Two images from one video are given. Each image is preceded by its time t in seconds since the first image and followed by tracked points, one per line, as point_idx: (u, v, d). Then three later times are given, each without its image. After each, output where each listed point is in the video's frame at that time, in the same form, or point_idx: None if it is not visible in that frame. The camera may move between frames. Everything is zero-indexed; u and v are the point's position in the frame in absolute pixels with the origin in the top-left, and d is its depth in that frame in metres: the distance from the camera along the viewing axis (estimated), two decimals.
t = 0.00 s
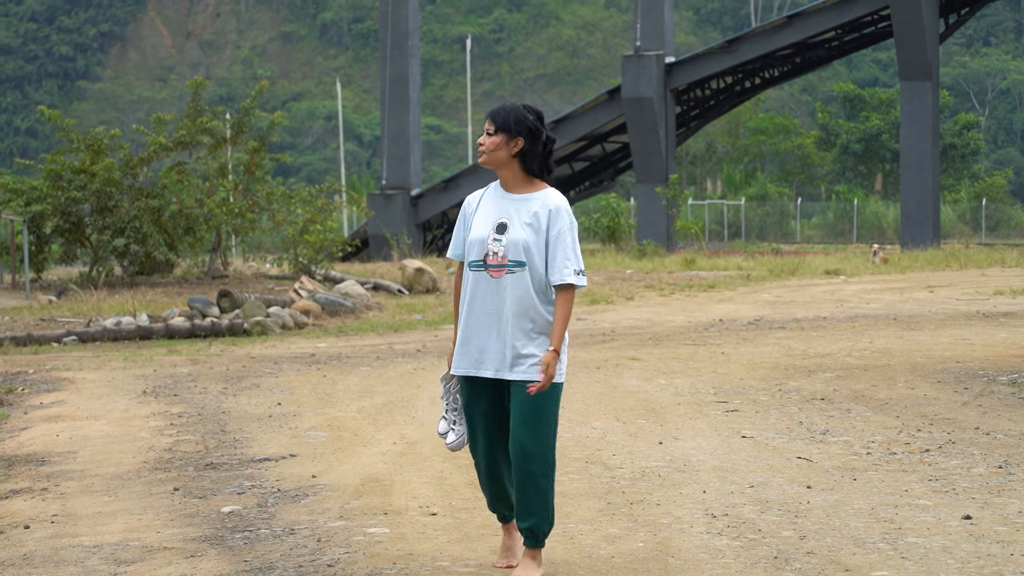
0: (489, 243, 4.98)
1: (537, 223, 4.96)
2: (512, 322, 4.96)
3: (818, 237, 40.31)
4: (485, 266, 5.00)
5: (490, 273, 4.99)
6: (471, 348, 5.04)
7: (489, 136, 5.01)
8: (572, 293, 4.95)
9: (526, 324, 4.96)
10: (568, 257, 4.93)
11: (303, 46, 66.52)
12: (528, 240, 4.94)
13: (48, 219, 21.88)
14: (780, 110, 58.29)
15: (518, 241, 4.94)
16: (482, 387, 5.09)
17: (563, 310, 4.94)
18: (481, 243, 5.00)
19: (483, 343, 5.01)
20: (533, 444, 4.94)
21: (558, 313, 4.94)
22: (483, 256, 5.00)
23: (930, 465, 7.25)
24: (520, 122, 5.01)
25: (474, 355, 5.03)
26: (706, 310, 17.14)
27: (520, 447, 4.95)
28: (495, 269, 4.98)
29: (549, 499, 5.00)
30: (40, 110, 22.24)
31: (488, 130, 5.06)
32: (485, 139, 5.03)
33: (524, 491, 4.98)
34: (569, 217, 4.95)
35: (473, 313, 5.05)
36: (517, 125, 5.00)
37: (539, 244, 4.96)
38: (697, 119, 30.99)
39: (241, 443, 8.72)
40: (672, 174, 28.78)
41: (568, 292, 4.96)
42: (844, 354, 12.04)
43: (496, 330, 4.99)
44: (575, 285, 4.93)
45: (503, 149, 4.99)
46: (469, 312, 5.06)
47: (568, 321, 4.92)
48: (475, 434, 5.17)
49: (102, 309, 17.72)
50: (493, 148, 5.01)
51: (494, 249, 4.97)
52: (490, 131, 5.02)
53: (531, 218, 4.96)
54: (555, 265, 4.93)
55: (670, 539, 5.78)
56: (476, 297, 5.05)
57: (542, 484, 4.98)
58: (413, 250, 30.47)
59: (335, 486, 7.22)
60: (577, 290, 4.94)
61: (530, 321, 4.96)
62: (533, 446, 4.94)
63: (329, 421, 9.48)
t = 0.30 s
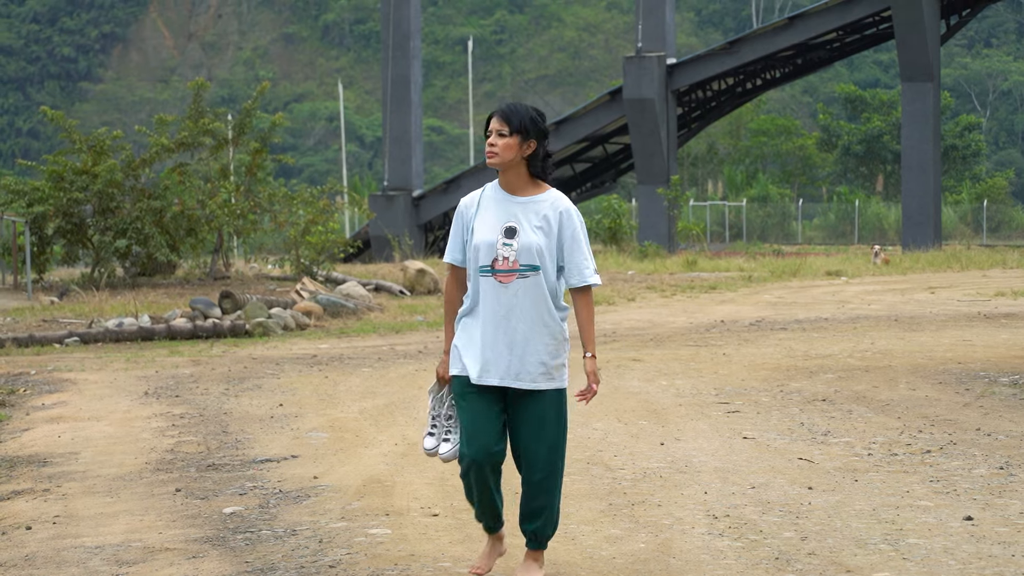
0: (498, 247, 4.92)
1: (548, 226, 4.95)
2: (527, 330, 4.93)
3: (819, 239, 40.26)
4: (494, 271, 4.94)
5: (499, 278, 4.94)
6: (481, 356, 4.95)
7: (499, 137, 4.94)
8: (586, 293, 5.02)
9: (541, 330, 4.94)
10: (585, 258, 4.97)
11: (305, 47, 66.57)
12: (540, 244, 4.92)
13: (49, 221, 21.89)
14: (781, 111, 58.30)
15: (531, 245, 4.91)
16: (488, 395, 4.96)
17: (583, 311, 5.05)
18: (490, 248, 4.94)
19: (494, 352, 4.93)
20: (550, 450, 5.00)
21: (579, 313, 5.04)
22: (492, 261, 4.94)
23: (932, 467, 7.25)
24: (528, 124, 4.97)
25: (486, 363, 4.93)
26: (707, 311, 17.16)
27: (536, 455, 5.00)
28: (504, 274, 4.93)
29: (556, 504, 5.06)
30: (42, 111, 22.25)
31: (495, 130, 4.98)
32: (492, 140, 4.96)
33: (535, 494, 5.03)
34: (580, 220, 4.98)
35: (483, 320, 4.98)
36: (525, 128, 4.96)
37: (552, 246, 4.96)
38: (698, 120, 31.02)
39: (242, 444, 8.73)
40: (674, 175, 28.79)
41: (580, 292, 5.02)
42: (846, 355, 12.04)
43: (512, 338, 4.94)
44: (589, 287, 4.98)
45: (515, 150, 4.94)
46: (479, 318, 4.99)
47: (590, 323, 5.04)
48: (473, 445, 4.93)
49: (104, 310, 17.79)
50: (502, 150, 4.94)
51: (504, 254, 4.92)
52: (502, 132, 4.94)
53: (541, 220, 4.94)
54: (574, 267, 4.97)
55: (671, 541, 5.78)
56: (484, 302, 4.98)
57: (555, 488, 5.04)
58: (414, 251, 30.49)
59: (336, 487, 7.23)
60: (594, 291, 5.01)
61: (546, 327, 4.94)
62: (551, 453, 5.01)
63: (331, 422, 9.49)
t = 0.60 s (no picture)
0: (490, 257, 4.70)
1: (538, 234, 4.77)
2: (524, 337, 4.73)
3: (820, 239, 40.25)
4: (486, 282, 4.71)
5: (491, 290, 4.71)
6: (478, 366, 4.70)
7: (493, 142, 4.74)
8: (570, 299, 4.90)
9: (537, 338, 4.75)
10: (573, 265, 4.83)
11: (306, 47, 66.59)
12: (532, 251, 4.73)
13: (51, 221, 21.88)
14: (782, 111, 58.34)
15: (524, 254, 4.71)
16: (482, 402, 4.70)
17: (567, 317, 4.92)
18: (481, 259, 4.71)
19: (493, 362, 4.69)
20: (542, 460, 4.83)
21: (565, 322, 4.91)
22: (484, 271, 4.70)
23: (932, 467, 7.25)
24: (520, 132, 4.78)
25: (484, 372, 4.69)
26: (708, 311, 17.18)
27: (531, 463, 4.81)
28: (497, 285, 4.71)
29: (548, 511, 4.92)
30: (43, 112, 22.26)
31: (486, 137, 4.77)
32: (484, 145, 4.75)
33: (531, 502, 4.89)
34: (568, 226, 4.83)
35: (477, 330, 4.73)
36: (518, 136, 4.77)
37: (542, 253, 4.78)
38: (699, 121, 31.03)
39: (243, 445, 8.73)
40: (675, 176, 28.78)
41: (565, 298, 4.88)
42: (846, 356, 12.04)
43: (512, 348, 4.71)
44: (573, 291, 4.86)
45: (509, 156, 4.75)
46: (473, 328, 4.74)
47: (572, 329, 4.92)
48: (468, 447, 4.62)
49: (105, 309, 17.83)
50: (496, 155, 4.74)
51: (497, 264, 4.70)
52: (497, 138, 4.74)
53: (531, 228, 4.76)
54: (561, 273, 4.83)
55: (672, 541, 5.77)
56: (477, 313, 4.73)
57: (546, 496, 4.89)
58: (415, 252, 30.48)
59: (337, 487, 7.23)
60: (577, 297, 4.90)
61: (541, 335, 4.76)
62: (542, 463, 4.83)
63: (331, 422, 9.50)
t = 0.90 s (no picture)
0: (466, 253, 4.65)
1: (512, 227, 4.72)
2: (500, 333, 4.69)
3: (820, 239, 40.26)
4: (461, 277, 4.66)
5: (467, 285, 4.66)
6: (456, 365, 4.65)
7: (478, 137, 4.69)
8: (537, 294, 4.82)
9: (512, 334, 4.72)
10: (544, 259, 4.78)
11: (306, 46, 66.58)
12: (507, 246, 4.68)
13: (51, 221, 21.87)
14: (783, 111, 58.34)
15: (499, 248, 4.67)
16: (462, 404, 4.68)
17: (535, 315, 4.82)
18: (457, 254, 4.66)
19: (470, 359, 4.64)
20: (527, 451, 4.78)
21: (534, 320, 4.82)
22: (460, 267, 4.66)
23: (933, 467, 7.25)
24: (500, 127, 4.74)
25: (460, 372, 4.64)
26: (709, 311, 17.17)
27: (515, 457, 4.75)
28: (473, 280, 4.66)
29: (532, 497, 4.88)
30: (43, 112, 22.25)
31: (468, 131, 4.71)
32: (467, 138, 4.69)
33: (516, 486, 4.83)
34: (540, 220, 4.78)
35: (454, 329, 4.67)
36: (496, 132, 4.74)
37: (516, 247, 4.73)
38: (699, 121, 31.03)
39: (243, 445, 8.72)
40: (675, 176, 28.77)
41: (534, 293, 4.81)
42: (847, 356, 12.03)
43: (489, 343, 4.67)
44: (542, 287, 4.79)
45: (490, 151, 4.71)
46: (448, 325, 4.68)
47: (539, 325, 4.82)
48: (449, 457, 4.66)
49: (105, 309, 17.83)
50: (480, 151, 4.69)
51: (472, 259, 4.65)
52: (481, 133, 4.69)
53: (505, 222, 4.71)
54: (531, 267, 4.77)
55: (672, 541, 5.78)
56: (451, 311, 4.68)
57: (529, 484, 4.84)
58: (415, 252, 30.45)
59: (338, 487, 7.23)
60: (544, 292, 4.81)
61: (515, 329, 4.73)
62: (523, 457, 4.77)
63: (332, 422, 9.50)
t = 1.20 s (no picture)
0: (464, 256, 4.63)
1: (504, 227, 4.74)
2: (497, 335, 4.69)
3: (821, 239, 40.29)
4: (461, 281, 4.64)
5: (467, 288, 4.64)
6: (457, 369, 4.64)
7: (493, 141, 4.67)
8: (530, 290, 4.85)
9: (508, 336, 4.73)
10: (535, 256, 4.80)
11: (306, 46, 66.56)
12: (501, 245, 4.69)
13: (51, 221, 21.85)
14: (783, 111, 58.35)
15: (495, 248, 4.67)
16: (456, 409, 4.70)
17: (529, 312, 4.85)
18: (456, 257, 4.63)
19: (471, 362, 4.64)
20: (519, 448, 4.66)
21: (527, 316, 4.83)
22: (459, 270, 4.63)
23: (933, 467, 7.25)
24: (496, 127, 4.77)
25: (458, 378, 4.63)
26: (709, 311, 17.18)
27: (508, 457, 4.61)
28: (473, 282, 4.64)
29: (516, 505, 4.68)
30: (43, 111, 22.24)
31: (482, 134, 4.67)
32: (486, 144, 4.66)
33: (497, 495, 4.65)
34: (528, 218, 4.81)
35: (453, 332, 4.64)
36: (493, 131, 4.76)
37: (508, 246, 4.75)
38: (699, 121, 31.03)
39: (243, 445, 8.72)
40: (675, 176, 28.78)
41: (525, 291, 4.83)
42: (847, 356, 12.02)
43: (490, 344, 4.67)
44: (533, 285, 4.81)
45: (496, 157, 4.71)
46: (446, 331, 4.65)
47: (534, 318, 4.84)
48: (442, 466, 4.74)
49: (104, 310, 17.83)
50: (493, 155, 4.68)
51: (471, 262, 4.63)
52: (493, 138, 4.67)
53: (497, 223, 4.71)
54: (522, 265, 4.79)
55: (673, 541, 5.77)
56: (447, 316, 4.64)
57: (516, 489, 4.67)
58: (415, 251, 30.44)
59: (338, 487, 7.22)
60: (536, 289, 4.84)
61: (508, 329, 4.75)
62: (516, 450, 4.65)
63: (332, 422, 9.49)
